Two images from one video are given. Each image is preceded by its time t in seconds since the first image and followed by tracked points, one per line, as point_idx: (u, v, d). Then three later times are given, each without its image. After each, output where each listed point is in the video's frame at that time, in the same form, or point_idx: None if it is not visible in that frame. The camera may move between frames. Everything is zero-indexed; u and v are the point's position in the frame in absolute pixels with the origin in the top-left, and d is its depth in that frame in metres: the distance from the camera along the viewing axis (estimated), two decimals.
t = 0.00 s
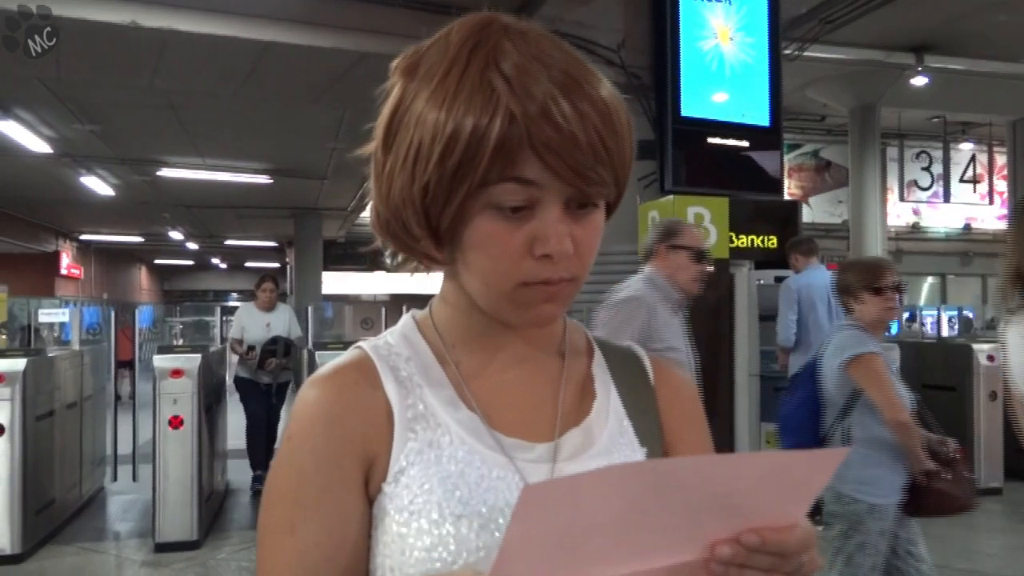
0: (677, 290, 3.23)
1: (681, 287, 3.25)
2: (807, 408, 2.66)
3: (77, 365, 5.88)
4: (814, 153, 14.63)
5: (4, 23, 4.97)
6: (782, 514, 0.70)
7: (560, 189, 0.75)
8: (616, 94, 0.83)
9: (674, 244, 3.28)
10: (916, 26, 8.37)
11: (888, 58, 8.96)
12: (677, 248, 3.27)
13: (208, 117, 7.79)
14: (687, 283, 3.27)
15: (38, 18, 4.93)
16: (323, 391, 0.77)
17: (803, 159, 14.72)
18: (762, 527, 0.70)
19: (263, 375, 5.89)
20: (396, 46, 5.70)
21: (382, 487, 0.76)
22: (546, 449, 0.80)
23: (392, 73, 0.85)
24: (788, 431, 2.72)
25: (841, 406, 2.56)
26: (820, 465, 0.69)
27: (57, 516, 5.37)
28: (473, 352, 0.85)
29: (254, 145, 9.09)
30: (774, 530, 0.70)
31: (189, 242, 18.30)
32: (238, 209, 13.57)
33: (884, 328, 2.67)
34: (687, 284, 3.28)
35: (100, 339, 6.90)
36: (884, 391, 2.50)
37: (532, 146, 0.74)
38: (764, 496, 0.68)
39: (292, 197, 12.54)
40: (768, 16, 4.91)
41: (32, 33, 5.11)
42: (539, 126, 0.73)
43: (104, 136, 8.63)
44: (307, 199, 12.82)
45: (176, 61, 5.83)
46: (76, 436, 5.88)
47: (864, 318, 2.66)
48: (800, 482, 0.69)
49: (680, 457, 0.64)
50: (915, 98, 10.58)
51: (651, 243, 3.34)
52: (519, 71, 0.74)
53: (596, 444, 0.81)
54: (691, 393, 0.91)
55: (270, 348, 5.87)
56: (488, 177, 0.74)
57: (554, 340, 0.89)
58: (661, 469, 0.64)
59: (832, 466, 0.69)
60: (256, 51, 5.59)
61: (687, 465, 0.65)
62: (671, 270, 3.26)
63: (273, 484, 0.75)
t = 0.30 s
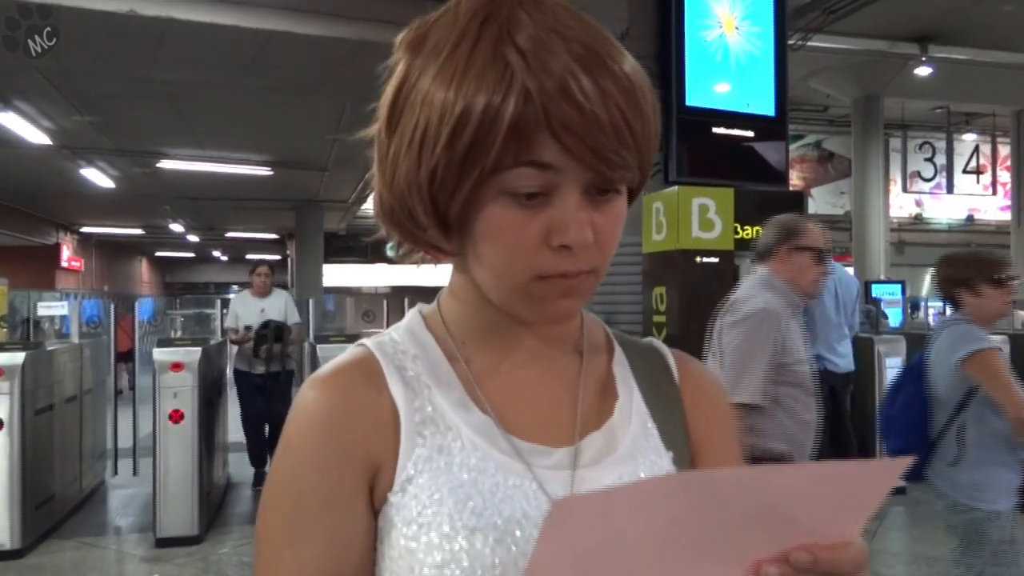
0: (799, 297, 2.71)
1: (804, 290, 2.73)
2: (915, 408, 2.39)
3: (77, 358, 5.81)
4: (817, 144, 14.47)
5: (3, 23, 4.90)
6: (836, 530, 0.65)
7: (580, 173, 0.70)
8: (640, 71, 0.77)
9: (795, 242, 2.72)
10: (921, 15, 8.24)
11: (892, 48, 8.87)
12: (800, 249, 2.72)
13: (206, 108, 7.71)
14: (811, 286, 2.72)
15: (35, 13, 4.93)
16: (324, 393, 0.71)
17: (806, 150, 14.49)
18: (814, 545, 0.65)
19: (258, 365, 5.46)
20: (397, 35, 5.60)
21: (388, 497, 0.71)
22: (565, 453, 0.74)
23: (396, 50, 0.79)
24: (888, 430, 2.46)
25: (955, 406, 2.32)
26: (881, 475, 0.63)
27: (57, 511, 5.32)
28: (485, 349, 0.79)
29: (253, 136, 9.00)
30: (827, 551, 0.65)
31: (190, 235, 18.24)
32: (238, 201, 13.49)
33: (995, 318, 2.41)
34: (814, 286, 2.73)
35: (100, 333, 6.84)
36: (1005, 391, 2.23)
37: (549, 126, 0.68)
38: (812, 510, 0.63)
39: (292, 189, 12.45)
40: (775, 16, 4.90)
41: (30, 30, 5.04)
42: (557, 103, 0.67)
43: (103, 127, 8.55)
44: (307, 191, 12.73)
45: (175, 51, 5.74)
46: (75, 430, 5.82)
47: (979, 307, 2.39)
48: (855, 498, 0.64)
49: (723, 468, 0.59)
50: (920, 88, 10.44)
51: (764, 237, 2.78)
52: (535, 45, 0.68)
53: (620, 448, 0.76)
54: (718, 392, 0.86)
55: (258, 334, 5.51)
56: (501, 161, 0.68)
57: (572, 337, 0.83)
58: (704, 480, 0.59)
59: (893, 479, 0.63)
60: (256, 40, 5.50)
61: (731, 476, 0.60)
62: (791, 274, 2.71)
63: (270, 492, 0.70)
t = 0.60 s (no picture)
0: (887, 281, 2.65)
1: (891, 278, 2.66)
2: (967, 400, 2.61)
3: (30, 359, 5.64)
4: (778, 137, 14.63)
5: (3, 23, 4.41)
6: (857, 551, 0.65)
7: (572, 167, 0.65)
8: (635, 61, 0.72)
9: (890, 229, 2.66)
10: (880, 9, 8.31)
11: (851, 42, 8.98)
12: (893, 234, 2.65)
13: (165, 102, 7.51)
14: (901, 274, 2.67)
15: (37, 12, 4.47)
16: (292, 405, 0.65)
17: (767, 143, 14.63)
18: (834, 565, 0.64)
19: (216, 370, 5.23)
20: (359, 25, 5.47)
21: (366, 517, 0.65)
22: (556, 466, 0.70)
23: (370, 31, 0.74)
24: (940, 419, 2.68)
25: (1012, 397, 2.53)
26: (912, 493, 0.62)
27: (13, 516, 5.16)
28: (467, 354, 0.75)
29: (213, 130, 8.79)
30: (848, 569, 0.65)
31: (149, 231, 17.85)
32: (198, 196, 13.21)
33: None
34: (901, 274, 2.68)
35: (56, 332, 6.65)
36: None
37: (538, 117, 0.63)
38: (840, 533, 0.62)
39: (253, 183, 12.21)
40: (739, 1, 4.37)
41: (33, 30, 4.53)
42: (547, 92, 0.62)
43: (57, 121, 8.29)
44: (270, 186, 12.51)
45: (130, 42, 5.56)
46: (30, 433, 5.65)
47: None
48: (880, 518, 0.63)
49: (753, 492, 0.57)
50: (879, 82, 10.56)
51: (854, 219, 2.70)
52: (523, 27, 0.63)
53: (612, 459, 0.73)
54: (712, 395, 0.83)
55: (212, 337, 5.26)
56: (486, 154, 0.64)
57: (559, 342, 0.79)
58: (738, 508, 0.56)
59: (917, 501, 0.63)
60: (215, 32, 5.35)
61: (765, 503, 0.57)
62: (882, 258, 2.65)
63: (235, 512, 0.64)
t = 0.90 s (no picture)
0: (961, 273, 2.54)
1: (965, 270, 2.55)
2: None
3: None
4: (733, 131, 14.77)
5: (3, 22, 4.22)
6: (862, 554, 0.64)
7: (555, 162, 0.63)
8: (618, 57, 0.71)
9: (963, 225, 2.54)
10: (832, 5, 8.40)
11: (803, 38, 9.10)
12: (964, 231, 2.54)
13: (114, 95, 7.28)
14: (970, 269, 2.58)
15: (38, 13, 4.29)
16: (266, 410, 0.63)
17: (722, 138, 14.75)
18: (839, 567, 0.64)
19: (170, 373, 4.75)
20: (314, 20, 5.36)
21: (345, 528, 0.63)
22: (542, 470, 0.69)
23: (342, 19, 0.71)
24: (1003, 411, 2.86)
25: None
26: (912, 492, 0.62)
27: None
28: (447, 357, 0.73)
29: (164, 124, 8.56)
30: (854, 570, 0.64)
31: (100, 227, 17.39)
32: (150, 192, 12.88)
33: None
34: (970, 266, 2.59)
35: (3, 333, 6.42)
36: None
37: (521, 109, 0.61)
38: (845, 534, 0.62)
39: (207, 179, 11.94)
40: None
41: (33, 31, 4.34)
42: (530, 84, 0.61)
43: None
44: (224, 181, 12.24)
45: (76, 34, 5.38)
46: None
47: None
48: (884, 517, 0.63)
49: (755, 496, 0.57)
50: (830, 77, 10.73)
51: (924, 214, 2.59)
52: (504, 15, 0.61)
53: (599, 461, 0.73)
54: (693, 392, 0.85)
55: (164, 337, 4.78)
56: (468, 148, 0.61)
57: (541, 342, 0.79)
58: (740, 511, 0.57)
59: (919, 501, 0.63)
60: (165, 25, 5.20)
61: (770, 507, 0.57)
62: (954, 255, 2.55)
63: (207, 528, 0.61)
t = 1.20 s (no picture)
0: None
1: None
2: None
3: None
4: (707, 135, 14.90)
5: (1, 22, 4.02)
6: (858, 554, 0.67)
7: (548, 168, 0.63)
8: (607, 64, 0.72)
9: None
10: (804, 9, 8.48)
11: (775, 42, 9.20)
12: None
13: (84, 97, 7.17)
14: None
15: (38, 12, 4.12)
16: (256, 419, 0.62)
17: (696, 141, 14.89)
18: (835, 567, 0.66)
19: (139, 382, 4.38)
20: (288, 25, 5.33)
21: (338, 536, 0.63)
22: (534, 474, 0.70)
23: (331, 24, 0.71)
24: None
25: None
26: (908, 493, 0.65)
27: None
28: (438, 363, 0.73)
29: (136, 127, 8.45)
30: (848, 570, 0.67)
31: (70, 232, 17.12)
32: (122, 196, 12.71)
33: None
34: None
35: None
36: None
37: (513, 114, 0.61)
38: (844, 534, 0.64)
39: (180, 182, 11.80)
40: None
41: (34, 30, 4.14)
42: (523, 90, 0.61)
43: None
44: (197, 185, 12.11)
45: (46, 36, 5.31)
46: None
47: None
48: (878, 517, 0.65)
49: (756, 498, 0.58)
50: (801, 80, 10.82)
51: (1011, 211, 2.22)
52: (495, 22, 0.62)
53: (590, 467, 0.73)
54: (681, 397, 0.85)
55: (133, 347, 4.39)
56: (460, 155, 0.61)
57: (531, 347, 0.79)
58: (746, 508, 0.58)
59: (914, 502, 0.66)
60: (137, 29, 5.14)
61: (777, 503, 0.60)
62: None
63: (197, 538, 0.60)
